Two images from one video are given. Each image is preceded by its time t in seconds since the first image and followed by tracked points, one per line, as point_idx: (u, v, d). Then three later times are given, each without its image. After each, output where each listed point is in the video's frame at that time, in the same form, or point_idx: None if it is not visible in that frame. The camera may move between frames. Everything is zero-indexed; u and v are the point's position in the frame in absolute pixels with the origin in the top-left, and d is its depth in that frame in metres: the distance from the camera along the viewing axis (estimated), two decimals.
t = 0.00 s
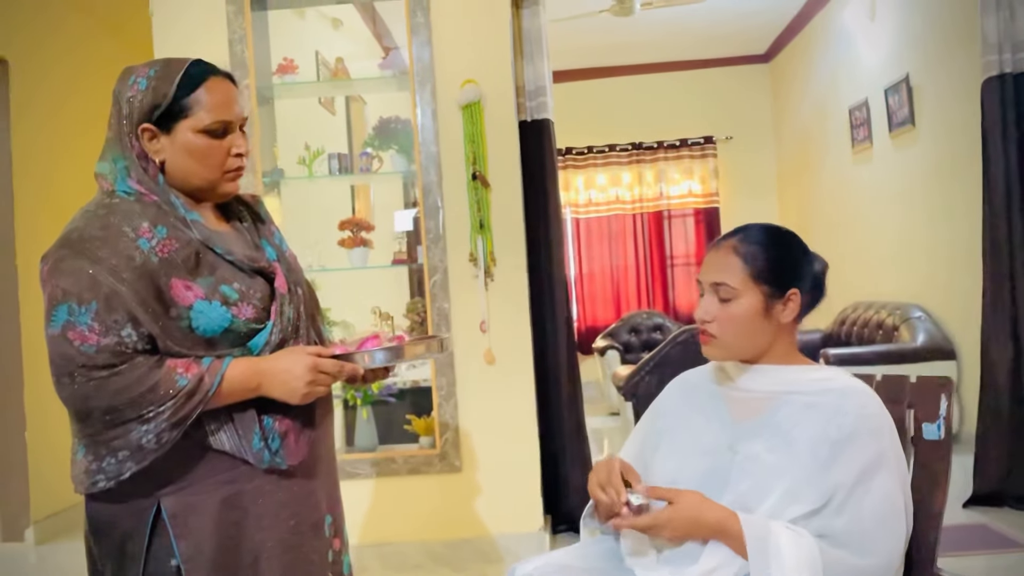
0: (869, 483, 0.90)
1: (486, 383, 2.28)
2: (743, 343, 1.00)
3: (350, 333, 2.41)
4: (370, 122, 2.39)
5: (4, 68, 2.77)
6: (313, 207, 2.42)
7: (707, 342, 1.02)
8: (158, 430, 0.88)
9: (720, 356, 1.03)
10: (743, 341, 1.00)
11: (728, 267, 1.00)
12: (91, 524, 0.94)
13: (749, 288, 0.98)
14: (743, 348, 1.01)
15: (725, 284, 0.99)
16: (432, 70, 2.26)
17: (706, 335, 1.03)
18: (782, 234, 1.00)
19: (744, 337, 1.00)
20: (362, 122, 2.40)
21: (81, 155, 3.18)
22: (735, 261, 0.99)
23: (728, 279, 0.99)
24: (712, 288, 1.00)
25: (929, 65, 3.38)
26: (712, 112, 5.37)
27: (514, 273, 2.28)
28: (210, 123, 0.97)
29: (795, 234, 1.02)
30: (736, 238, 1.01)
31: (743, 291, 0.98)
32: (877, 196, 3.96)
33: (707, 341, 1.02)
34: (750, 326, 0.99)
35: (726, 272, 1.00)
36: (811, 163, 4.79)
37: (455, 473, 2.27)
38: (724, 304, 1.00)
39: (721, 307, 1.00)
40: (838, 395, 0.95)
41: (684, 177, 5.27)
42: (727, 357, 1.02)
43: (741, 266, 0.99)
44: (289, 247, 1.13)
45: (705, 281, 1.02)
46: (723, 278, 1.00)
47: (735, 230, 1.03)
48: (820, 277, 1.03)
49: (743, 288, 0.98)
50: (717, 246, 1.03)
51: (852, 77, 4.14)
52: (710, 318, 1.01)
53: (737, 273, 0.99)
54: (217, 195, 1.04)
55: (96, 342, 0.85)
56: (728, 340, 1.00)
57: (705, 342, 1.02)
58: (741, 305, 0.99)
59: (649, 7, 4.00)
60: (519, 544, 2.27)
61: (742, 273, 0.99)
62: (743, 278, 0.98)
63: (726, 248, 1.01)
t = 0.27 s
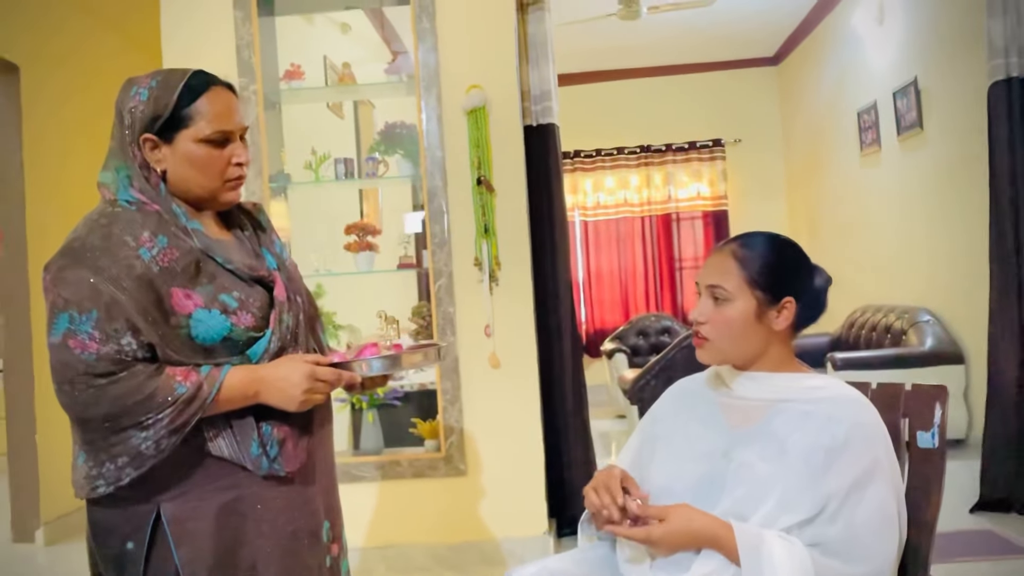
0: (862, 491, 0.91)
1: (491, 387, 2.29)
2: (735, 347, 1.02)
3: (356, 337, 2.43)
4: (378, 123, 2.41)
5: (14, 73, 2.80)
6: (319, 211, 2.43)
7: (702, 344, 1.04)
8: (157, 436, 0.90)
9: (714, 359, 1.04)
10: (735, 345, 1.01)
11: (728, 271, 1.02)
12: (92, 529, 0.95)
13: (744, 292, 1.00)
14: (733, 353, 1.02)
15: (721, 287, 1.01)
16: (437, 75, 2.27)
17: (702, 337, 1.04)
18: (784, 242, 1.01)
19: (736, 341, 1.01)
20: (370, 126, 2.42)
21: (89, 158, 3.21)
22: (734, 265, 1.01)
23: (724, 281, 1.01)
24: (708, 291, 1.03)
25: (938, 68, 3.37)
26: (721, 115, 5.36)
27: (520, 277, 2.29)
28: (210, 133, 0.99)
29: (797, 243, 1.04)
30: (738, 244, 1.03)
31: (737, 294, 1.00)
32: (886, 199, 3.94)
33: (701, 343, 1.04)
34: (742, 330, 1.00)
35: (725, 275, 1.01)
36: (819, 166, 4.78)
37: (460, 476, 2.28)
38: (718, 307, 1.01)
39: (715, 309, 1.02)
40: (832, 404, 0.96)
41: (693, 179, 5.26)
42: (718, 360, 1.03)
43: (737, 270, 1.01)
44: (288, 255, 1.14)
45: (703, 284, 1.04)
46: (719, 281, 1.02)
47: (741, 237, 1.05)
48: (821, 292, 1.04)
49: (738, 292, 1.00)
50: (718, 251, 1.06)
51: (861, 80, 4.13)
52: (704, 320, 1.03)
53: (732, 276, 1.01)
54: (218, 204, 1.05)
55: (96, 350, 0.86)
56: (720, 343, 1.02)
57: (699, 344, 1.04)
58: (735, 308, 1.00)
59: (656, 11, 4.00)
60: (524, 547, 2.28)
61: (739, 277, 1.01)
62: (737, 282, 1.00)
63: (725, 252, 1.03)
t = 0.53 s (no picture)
0: (860, 501, 0.92)
1: (498, 391, 2.30)
2: (738, 346, 1.02)
3: (365, 340, 2.44)
4: (390, 126, 2.42)
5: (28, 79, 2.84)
6: (328, 215, 2.44)
7: (705, 348, 1.04)
8: (160, 442, 0.91)
9: (718, 362, 1.04)
10: (738, 344, 1.02)
11: (727, 272, 1.03)
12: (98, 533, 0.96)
13: (743, 289, 1.01)
14: (736, 352, 1.02)
15: (719, 286, 1.03)
16: (445, 81, 2.28)
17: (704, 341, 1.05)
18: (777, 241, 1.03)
19: (738, 339, 1.01)
20: (380, 131, 2.43)
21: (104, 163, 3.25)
22: (732, 265, 1.03)
23: (722, 281, 1.03)
24: (707, 292, 1.04)
25: (949, 72, 3.36)
26: (732, 118, 5.35)
27: (527, 282, 2.30)
28: (216, 141, 1.00)
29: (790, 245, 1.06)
30: (735, 249, 1.05)
31: (735, 292, 1.01)
32: (898, 203, 3.93)
33: (705, 346, 1.04)
34: (744, 326, 1.01)
35: (724, 275, 1.03)
36: (831, 169, 4.76)
37: (467, 480, 2.29)
38: (719, 306, 1.02)
39: (716, 309, 1.03)
40: (831, 412, 0.97)
41: (703, 183, 5.26)
42: (722, 362, 1.03)
43: (734, 269, 1.03)
44: (292, 262, 1.15)
45: (702, 288, 1.06)
46: (717, 282, 1.03)
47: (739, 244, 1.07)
48: (822, 303, 1.05)
49: (737, 289, 1.01)
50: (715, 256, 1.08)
51: (872, 83, 4.12)
52: (705, 322, 1.03)
53: (730, 275, 1.03)
54: (223, 212, 1.06)
55: (101, 357, 0.88)
56: (722, 343, 1.02)
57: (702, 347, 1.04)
58: (734, 306, 1.01)
59: (665, 15, 4.00)
60: (530, 551, 2.28)
61: (738, 276, 1.02)
62: (735, 279, 1.02)
63: (722, 255, 1.05)
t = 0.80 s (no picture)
0: (858, 507, 0.92)
1: (507, 395, 2.30)
2: (739, 350, 1.03)
3: (375, 344, 2.46)
4: (402, 130, 2.44)
5: (43, 84, 2.87)
6: (339, 219, 2.46)
7: (708, 353, 1.05)
8: (166, 447, 0.93)
9: (722, 365, 1.05)
10: (739, 348, 1.02)
11: (727, 277, 1.04)
12: (106, 536, 0.98)
13: (742, 294, 1.02)
14: (738, 356, 1.03)
15: (718, 291, 1.03)
16: (454, 87, 2.29)
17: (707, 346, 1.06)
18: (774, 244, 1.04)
19: (739, 343, 1.02)
20: (392, 136, 2.46)
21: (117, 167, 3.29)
22: (731, 269, 1.04)
23: (721, 286, 1.03)
24: (707, 298, 1.05)
25: (962, 76, 3.34)
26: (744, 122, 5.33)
27: (536, 287, 2.30)
28: (224, 150, 1.02)
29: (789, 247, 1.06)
30: (735, 254, 1.06)
31: (735, 296, 1.02)
32: (910, 207, 3.91)
33: (707, 351, 1.05)
34: (744, 330, 1.02)
35: (724, 280, 1.04)
36: (843, 174, 4.75)
37: (475, 484, 2.30)
38: (719, 311, 1.03)
39: (716, 314, 1.04)
40: (831, 419, 0.97)
41: (716, 187, 5.23)
42: (725, 366, 1.04)
43: (733, 274, 1.03)
44: (299, 270, 1.17)
45: (702, 293, 1.07)
46: (717, 287, 1.04)
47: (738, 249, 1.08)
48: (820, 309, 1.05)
49: (736, 294, 1.02)
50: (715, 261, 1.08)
51: (885, 87, 4.10)
52: (707, 327, 1.04)
53: (729, 280, 1.03)
54: (230, 220, 1.08)
55: (108, 363, 0.90)
56: (724, 347, 1.03)
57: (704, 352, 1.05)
58: (734, 310, 1.02)
59: (676, 20, 4.00)
60: (539, 555, 2.29)
61: (737, 280, 1.03)
62: (734, 284, 1.02)
63: (722, 261, 1.06)
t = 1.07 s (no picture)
0: (854, 513, 0.94)
1: (515, 401, 2.31)
2: (738, 362, 1.03)
3: (383, 349, 2.48)
4: (413, 135, 2.45)
5: (59, 89, 2.92)
6: (349, 224, 2.48)
7: (706, 364, 1.05)
8: (170, 450, 0.94)
9: (720, 376, 1.05)
10: (738, 360, 1.03)
11: (727, 289, 1.04)
12: (111, 538, 1.00)
13: (743, 306, 1.02)
14: (737, 368, 1.03)
15: (720, 304, 1.03)
16: (463, 93, 2.30)
17: (705, 357, 1.06)
18: (774, 258, 1.04)
19: (738, 355, 1.03)
20: (403, 142, 2.46)
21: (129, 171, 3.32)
22: (731, 281, 1.04)
23: (722, 299, 1.03)
24: (707, 310, 1.05)
25: (974, 81, 3.33)
26: (756, 126, 5.32)
27: (544, 292, 2.31)
28: (228, 159, 1.03)
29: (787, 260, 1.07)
30: (733, 266, 1.06)
31: (736, 309, 1.02)
32: (922, 213, 3.89)
33: (706, 362, 1.05)
34: (745, 343, 1.02)
35: (723, 292, 1.04)
36: (856, 179, 4.73)
37: (482, 488, 2.31)
38: (719, 324, 1.03)
39: (717, 326, 1.04)
40: (830, 425, 0.98)
41: (728, 192, 5.23)
42: (723, 377, 1.04)
43: (735, 287, 1.03)
44: (303, 276, 1.18)
45: (702, 304, 1.06)
46: (718, 299, 1.04)
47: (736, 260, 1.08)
48: (816, 314, 1.07)
49: (737, 307, 1.02)
50: (714, 272, 1.08)
51: (897, 92, 4.09)
52: (707, 338, 1.04)
53: (730, 293, 1.03)
54: (235, 227, 1.09)
55: (114, 367, 0.91)
56: (724, 359, 1.03)
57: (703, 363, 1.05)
58: (735, 323, 1.02)
59: (686, 25, 4.01)
60: (546, 560, 2.28)
61: (738, 293, 1.03)
62: (735, 297, 1.03)
63: (722, 272, 1.06)
